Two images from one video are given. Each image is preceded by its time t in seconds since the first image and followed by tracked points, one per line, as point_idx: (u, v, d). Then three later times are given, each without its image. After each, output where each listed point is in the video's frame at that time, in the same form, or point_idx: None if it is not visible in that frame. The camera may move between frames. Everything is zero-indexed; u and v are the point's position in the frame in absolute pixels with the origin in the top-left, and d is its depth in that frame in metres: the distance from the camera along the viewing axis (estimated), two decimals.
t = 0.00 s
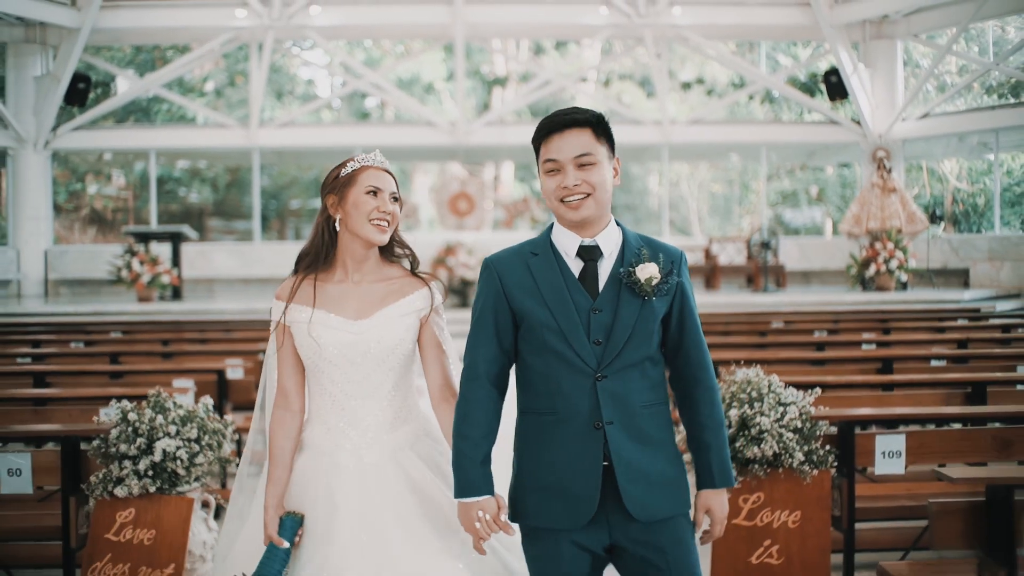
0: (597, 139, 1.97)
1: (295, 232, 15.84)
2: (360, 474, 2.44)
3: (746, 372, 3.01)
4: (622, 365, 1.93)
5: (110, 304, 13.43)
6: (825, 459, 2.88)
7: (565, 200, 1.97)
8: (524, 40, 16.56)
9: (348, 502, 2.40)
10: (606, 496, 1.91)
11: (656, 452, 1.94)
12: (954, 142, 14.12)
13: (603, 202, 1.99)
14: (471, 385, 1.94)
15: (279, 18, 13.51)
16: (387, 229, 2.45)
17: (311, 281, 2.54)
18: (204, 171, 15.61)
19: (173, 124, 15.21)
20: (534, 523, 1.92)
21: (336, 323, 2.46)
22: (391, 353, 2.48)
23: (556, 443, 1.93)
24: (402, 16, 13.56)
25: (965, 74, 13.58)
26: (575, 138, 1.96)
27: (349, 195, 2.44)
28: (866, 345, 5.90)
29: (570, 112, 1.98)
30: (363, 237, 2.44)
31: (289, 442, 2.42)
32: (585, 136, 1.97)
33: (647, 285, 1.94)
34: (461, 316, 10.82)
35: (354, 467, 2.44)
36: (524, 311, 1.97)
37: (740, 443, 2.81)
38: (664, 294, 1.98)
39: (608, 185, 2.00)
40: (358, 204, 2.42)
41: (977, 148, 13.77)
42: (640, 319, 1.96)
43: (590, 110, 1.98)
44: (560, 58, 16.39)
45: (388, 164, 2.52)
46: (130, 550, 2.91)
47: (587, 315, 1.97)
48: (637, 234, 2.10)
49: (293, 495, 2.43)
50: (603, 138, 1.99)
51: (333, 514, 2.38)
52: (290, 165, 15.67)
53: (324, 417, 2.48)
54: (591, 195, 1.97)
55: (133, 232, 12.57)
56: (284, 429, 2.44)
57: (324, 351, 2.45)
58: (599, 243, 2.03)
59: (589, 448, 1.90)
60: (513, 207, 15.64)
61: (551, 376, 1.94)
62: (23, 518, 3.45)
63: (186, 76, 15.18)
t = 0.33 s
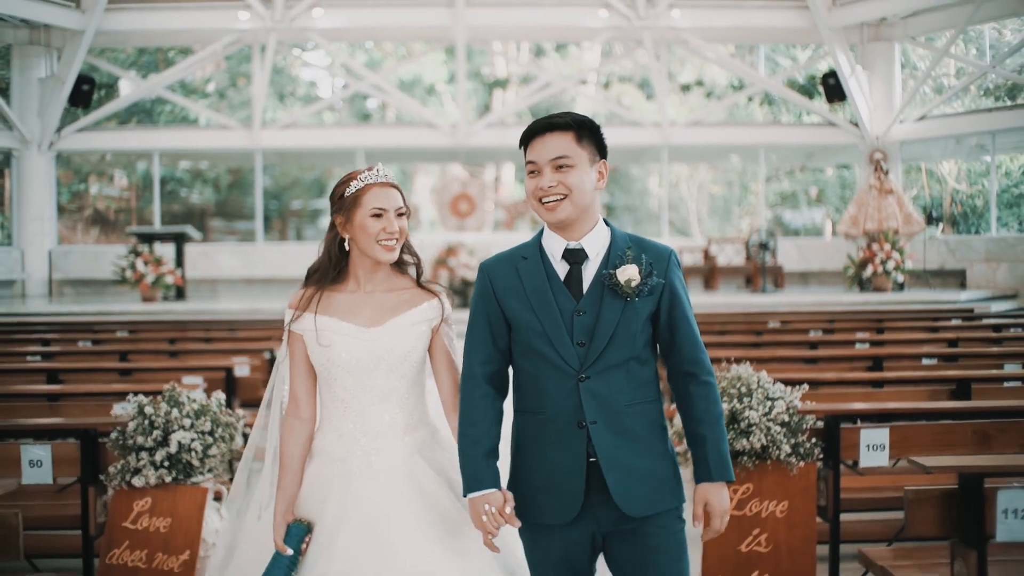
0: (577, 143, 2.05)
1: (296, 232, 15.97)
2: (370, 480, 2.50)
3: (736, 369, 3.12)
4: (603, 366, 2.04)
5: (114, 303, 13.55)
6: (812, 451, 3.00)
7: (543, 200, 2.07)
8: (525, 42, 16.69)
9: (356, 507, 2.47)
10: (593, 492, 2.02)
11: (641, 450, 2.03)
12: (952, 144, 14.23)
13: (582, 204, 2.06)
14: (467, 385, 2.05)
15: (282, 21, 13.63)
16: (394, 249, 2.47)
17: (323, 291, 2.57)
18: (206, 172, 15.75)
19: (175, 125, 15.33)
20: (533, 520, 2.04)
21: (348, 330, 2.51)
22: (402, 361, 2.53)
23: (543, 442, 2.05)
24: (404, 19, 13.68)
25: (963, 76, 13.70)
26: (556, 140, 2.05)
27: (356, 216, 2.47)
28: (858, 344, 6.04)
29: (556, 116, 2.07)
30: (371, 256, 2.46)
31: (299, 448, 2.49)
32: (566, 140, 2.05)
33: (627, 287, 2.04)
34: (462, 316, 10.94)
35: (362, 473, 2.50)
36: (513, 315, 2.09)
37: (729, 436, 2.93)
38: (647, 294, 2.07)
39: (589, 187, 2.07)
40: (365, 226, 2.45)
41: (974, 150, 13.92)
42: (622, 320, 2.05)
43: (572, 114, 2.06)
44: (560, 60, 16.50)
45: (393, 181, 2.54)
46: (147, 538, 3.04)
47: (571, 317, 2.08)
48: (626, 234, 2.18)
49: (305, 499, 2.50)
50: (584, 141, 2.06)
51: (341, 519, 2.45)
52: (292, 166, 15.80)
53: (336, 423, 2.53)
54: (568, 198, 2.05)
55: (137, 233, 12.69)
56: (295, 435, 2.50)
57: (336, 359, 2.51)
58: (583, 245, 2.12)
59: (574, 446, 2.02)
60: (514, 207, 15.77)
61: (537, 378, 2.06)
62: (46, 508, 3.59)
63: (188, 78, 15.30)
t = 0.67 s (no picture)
0: (582, 153, 2.14)
1: (297, 232, 16.10)
2: (392, 476, 2.49)
3: (728, 364, 3.22)
4: (606, 372, 2.13)
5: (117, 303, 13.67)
6: (799, 443, 3.11)
7: (548, 209, 2.16)
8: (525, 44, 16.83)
9: (376, 503, 2.46)
10: (590, 494, 2.13)
11: (641, 455, 2.13)
12: (950, 146, 14.35)
13: (586, 214, 2.16)
14: (474, 385, 2.17)
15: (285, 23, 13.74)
16: (413, 251, 2.46)
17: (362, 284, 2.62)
18: (207, 173, 15.88)
19: (177, 127, 15.45)
20: (533, 519, 2.16)
21: (379, 325, 2.53)
22: (430, 358, 2.53)
23: (545, 443, 2.16)
24: (406, 22, 13.79)
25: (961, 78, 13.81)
26: (562, 151, 2.14)
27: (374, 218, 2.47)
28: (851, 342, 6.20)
29: (563, 126, 2.16)
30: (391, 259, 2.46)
31: (322, 441, 2.50)
32: (571, 150, 2.14)
33: (632, 295, 2.12)
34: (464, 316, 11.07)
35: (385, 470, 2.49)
36: (519, 318, 2.19)
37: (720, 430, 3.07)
38: (651, 302, 2.17)
39: (594, 197, 2.16)
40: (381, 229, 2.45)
41: (972, 151, 14.03)
42: (626, 328, 2.15)
43: (576, 124, 2.15)
44: (560, 62, 16.64)
45: (413, 181, 2.48)
46: (162, 527, 3.18)
47: (576, 322, 2.18)
48: (635, 241, 2.28)
49: (326, 493, 2.51)
50: (589, 152, 2.15)
51: (360, 515, 2.45)
52: (293, 167, 15.90)
53: (360, 419, 2.54)
54: (571, 208, 2.15)
55: (140, 234, 12.80)
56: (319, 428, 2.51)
57: (364, 353, 2.52)
58: (591, 251, 2.23)
59: (574, 449, 2.12)
60: (514, 208, 15.91)
61: (541, 381, 2.17)
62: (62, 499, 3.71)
63: (190, 79, 15.43)
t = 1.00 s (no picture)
0: (590, 154, 2.05)
1: (299, 233, 16.25)
2: (401, 469, 2.55)
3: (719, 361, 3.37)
4: (617, 370, 2.05)
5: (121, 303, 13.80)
6: (785, 437, 3.24)
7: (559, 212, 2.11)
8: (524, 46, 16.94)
9: (385, 495, 2.52)
10: (591, 495, 2.05)
11: (650, 458, 2.05)
12: (947, 147, 14.47)
13: (595, 215, 2.08)
14: (474, 373, 2.14)
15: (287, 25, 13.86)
16: (418, 254, 2.54)
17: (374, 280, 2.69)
18: (209, 174, 16.00)
19: (180, 128, 15.58)
20: (524, 510, 2.09)
21: (393, 320, 2.61)
22: (441, 354, 2.60)
23: (551, 438, 2.08)
24: (407, 24, 13.90)
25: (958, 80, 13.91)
26: (566, 153, 2.07)
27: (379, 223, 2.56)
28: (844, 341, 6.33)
29: (572, 127, 2.08)
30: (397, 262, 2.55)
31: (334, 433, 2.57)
32: (578, 152, 2.06)
33: (651, 293, 2.04)
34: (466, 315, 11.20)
35: (395, 463, 2.55)
36: (533, 307, 2.13)
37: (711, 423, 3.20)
38: (669, 303, 2.07)
39: (604, 198, 2.07)
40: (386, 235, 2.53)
41: (970, 152, 14.10)
42: (641, 326, 2.06)
43: (580, 124, 2.06)
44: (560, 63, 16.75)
45: (414, 187, 2.54)
46: (174, 517, 3.31)
47: (591, 316, 2.10)
48: (660, 242, 2.18)
49: (335, 485, 2.56)
50: (598, 152, 2.06)
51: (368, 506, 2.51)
52: (295, 168, 16.03)
53: (371, 412, 2.61)
54: (579, 210, 2.07)
55: (144, 235, 12.92)
56: (331, 421, 2.59)
57: (377, 348, 2.59)
58: (612, 248, 2.14)
59: (581, 446, 2.04)
60: (514, 209, 16.06)
61: (550, 374, 2.10)
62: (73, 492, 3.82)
63: (192, 81, 15.55)
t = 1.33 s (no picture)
0: (587, 151, 2.12)
1: (300, 233, 16.32)
2: (393, 470, 2.67)
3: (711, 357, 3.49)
4: (615, 369, 2.08)
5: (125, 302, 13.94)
6: (773, 430, 3.35)
7: (553, 206, 2.15)
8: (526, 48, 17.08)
9: (379, 496, 2.63)
10: (589, 488, 2.09)
11: (649, 451, 2.07)
12: (945, 148, 14.56)
13: (588, 213, 2.14)
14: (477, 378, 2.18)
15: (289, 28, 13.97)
16: (412, 248, 2.64)
17: (364, 285, 2.78)
18: (211, 175, 16.12)
19: (183, 129, 15.73)
20: (529, 511, 2.12)
21: (382, 323, 2.70)
22: (429, 357, 2.70)
23: (553, 439, 2.12)
24: (409, 26, 14.01)
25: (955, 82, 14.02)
26: (563, 148, 2.13)
27: (371, 221, 2.66)
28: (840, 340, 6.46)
29: (571, 123, 2.14)
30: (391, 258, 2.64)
31: (328, 436, 2.68)
32: (575, 147, 2.12)
33: (641, 292, 2.07)
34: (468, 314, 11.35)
35: (388, 464, 2.67)
36: (532, 314, 2.18)
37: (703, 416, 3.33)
38: (661, 299, 2.10)
39: (599, 195, 2.13)
40: (380, 231, 2.63)
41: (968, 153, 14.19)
42: (635, 325, 2.10)
43: (581, 122, 2.13)
44: (561, 65, 16.89)
45: (407, 183, 2.68)
46: (187, 506, 3.44)
47: (588, 319, 2.14)
48: (650, 239, 2.23)
49: (330, 487, 2.66)
50: (595, 150, 2.13)
51: (363, 507, 2.62)
52: (298, 169, 16.15)
53: (363, 416, 2.71)
54: (572, 205, 2.13)
55: (148, 236, 13.06)
56: (324, 424, 2.69)
57: (366, 352, 2.68)
58: (603, 249, 2.20)
59: (581, 446, 2.07)
60: (515, 209, 15.94)
61: (550, 376, 2.14)
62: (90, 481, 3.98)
63: (195, 82, 15.67)
